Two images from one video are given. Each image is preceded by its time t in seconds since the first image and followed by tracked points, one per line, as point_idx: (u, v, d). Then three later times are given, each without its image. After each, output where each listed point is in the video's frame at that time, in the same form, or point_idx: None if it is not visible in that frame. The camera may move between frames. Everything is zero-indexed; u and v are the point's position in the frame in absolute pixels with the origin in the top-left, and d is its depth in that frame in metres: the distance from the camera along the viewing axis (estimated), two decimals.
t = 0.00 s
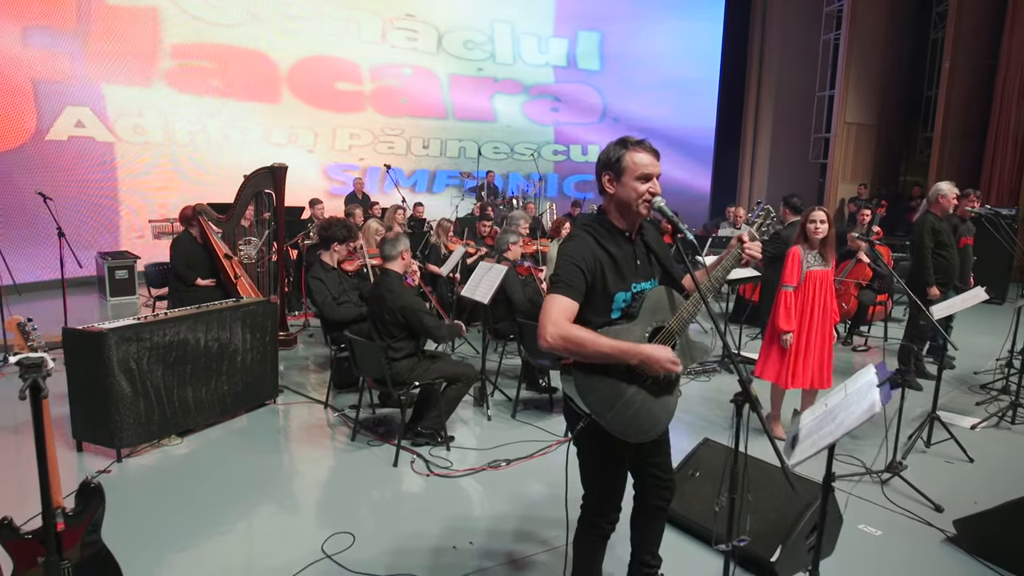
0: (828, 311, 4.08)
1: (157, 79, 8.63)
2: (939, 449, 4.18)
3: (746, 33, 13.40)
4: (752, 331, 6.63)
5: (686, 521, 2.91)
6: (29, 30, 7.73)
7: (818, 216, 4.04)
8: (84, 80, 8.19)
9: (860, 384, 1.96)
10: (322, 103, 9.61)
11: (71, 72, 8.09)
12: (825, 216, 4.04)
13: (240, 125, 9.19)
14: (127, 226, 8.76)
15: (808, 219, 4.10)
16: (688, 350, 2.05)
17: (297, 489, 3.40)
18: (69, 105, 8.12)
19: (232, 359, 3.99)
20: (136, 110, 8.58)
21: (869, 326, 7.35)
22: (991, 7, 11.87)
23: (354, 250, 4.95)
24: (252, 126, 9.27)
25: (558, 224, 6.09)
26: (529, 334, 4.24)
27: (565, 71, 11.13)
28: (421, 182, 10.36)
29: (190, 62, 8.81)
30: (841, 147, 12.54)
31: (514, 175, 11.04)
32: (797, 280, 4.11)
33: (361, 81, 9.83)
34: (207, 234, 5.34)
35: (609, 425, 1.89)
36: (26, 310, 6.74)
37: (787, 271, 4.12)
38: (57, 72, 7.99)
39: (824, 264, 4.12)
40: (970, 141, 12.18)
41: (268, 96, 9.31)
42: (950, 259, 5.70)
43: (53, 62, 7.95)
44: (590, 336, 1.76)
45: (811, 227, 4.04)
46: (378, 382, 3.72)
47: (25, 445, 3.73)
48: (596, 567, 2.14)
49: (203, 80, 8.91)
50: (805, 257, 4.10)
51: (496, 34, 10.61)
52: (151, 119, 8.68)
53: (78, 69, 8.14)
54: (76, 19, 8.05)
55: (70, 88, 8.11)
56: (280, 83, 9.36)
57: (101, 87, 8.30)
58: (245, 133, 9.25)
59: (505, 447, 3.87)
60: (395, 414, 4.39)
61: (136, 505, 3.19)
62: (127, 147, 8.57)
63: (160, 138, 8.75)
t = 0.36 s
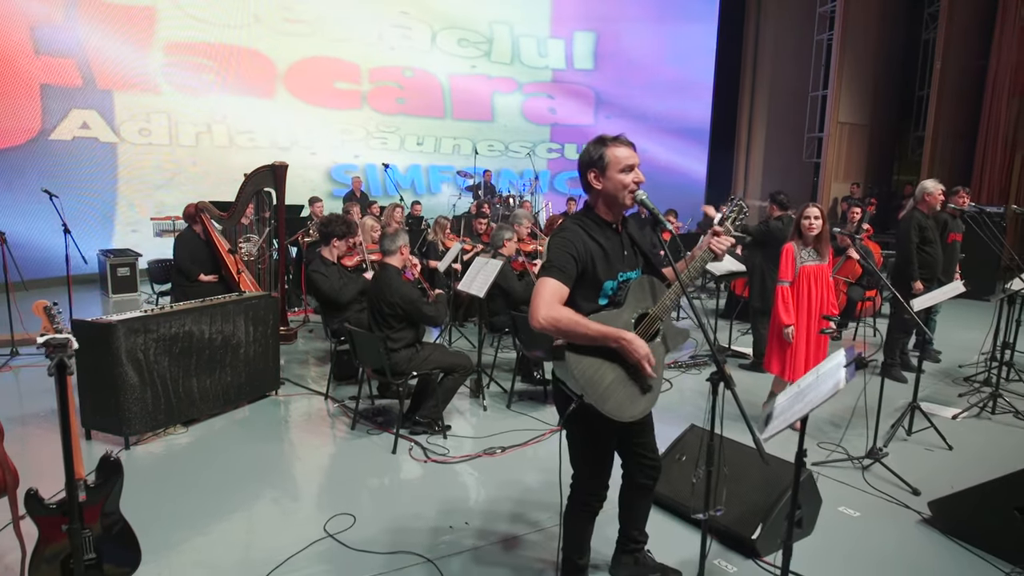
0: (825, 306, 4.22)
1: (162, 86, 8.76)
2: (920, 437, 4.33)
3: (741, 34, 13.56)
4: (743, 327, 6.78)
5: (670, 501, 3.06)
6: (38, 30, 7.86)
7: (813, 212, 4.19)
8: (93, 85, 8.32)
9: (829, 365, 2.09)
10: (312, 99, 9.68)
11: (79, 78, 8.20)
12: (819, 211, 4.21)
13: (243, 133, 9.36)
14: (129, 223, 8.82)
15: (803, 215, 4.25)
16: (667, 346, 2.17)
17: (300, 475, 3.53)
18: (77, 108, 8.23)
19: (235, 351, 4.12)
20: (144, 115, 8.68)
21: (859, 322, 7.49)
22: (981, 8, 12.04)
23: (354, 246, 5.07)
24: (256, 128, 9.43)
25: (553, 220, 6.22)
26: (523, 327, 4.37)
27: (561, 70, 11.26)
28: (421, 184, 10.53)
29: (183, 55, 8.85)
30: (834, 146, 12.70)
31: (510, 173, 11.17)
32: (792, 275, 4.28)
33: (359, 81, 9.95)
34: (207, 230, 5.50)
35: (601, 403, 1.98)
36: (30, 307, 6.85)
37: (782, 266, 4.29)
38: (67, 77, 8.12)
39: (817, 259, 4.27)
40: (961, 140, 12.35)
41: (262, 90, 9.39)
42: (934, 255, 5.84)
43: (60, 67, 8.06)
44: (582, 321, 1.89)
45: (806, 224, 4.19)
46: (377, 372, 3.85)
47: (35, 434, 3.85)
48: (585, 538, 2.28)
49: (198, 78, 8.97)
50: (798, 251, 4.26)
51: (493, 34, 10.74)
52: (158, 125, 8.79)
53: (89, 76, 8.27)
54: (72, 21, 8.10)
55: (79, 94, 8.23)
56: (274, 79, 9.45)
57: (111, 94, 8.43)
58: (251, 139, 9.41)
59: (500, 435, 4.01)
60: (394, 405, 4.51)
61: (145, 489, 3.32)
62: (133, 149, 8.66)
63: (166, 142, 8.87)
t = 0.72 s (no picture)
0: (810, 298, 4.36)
1: (169, 89, 8.91)
2: (900, 425, 4.49)
3: (735, 35, 13.70)
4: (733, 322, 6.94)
5: (655, 483, 3.21)
6: (45, 37, 8.07)
7: (801, 207, 4.30)
8: (97, 87, 8.47)
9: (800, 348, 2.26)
10: (307, 95, 9.76)
11: (83, 79, 8.38)
12: (807, 208, 4.31)
13: (245, 133, 9.46)
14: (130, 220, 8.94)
15: (792, 212, 4.36)
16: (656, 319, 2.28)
17: (302, 462, 3.67)
18: (78, 106, 8.39)
19: (238, 343, 4.25)
20: (144, 112, 8.80)
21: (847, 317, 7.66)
22: (970, 10, 12.22)
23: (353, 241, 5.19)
24: (258, 128, 9.53)
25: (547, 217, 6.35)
26: (517, 320, 4.51)
27: (557, 70, 11.40)
28: (422, 186, 10.71)
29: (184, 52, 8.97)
30: (826, 146, 12.87)
31: (505, 172, 11.31)
32: (780, 270, 4.37)
33: (357, 80, 10.07)
34: (210, 226, 5.58)
35: (594, 383, 2.12)
36: (33, 303, 6.97)
37: (770, 262, 4.39)
38: (73, 79, 8.31)
39: (805, 253, 4.39)
40: (951, 140, 12.53)
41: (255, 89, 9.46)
42: (918, 250, 6.00)
43: (64, 68, 8.24)
44: (567, 307, 2.02)
45: (794, 222, 4.31)
46: (376, 363, 4.00)
47: (44, 423, 3.98)
48: (574, 511, 2.42)
49: (200, 79, 9.09)
50: (787, 247, 4.37)
51: (489, 35, 10.88)
52: (159, 124, 8.92)
53: (93, 78, 8.43)
54: (81, 24, 8.28)
55: (82, 94, 8.41)
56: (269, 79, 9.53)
57: (114, 94, 8.56)
58: (253, 139, 9.52)
59: (495, 424, 4.16)
60: (391, 395, 4.65)
61: (152, 475, 3.45)
62: (132, 146, 8.78)
63: (165, 141, 8.98)
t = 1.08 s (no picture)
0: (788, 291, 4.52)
1: (165, 88, 9.01)
2: (879, 414, 4.66)
3: (726, 34, 13.86)
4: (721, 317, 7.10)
5: (639, 466, 3.35)
6: (43, 35, 8.11)
7: (780, 204, 4.49)
8: (88, 82, 8.50)
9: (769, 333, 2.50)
10: (305, 98, 9.92)
11: (74, 73, 8.41)
12: (786, 204, 4.53)
13: (237, 130, 9.55)
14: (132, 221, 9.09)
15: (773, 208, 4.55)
16: (637, 305, 2.41)
17: (301, 449, 3.80)
18: (64, 98, 8.37)
19: (238, 336, 4.37)
20: (131, 106, 8.83)
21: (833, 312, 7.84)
22: (958, 11, 12.41)
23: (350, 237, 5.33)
24: (252, 125, 9.63)
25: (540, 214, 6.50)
26: (509, 313, 4.65)
27: (549, 70, 11.53)
28: (417, 183, 10.86)
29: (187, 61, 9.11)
30: (815, 145, 13.05)
31: (498, 171, 11.46)
32: (762, 265, 4.51)
33: (352, 80, 10.20)
34: (208, 223, 5.67)
35: (579, 359, 2.25)
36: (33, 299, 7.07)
37: (753, 257, 4.53)
38: (64, 73, 8.33)
39: (784, 249, 4.58)
40: (938, 139, 12.72)
41: (262, 96, 9.65)
42: (900, 247, 6.17)
43: (55, 63, 8.24)
44: (552, 289, 2.16)
45: (775, 217, 4.49)
46: (373, 354, 4.14)
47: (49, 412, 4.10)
48: (561, 489, 2.57)
49: (203, 82, 9.24)
50: (769, 243, 4.52)
51: (483, 35, 11.01)
52: (146, 117, 8.95)
53: (83, 72, 8.46)
54: (84, 27, 8.39)
55: (73, 88, 8.42)
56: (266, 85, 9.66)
57: (103, 88, 8.59)
58: (245, 136, 9.62)
59: (488, 413, 4.31)
60: (388, 387, 4.78)
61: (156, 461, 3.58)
62: (119, 139, 8.82)
63: (151, 133, 9.02)
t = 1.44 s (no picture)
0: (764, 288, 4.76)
1: (151, 81, 9.01)
2: (859, 403, 4.83)
3: (715, 34, 14.03)
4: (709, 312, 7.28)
5: (625, 452, 3.50)
6: (28, 30, 8.13)
7: (763, 202, 4.65)
8: (82, 80, 8.59)
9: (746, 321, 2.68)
10: (300, 98, 10.03)
11: (68, 73, 8.50)
12: (767, 202, 4.70)
13: (227, 125, 9.58)
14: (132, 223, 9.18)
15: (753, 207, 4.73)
16: (618, 297, 2.54)
17: (301, 438, 3.94)
18: (74, 107, 8.58)
19: (238, 330, 4.49)
20: (134, 110, 8.97)
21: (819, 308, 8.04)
22: (943, 12, 12.60)
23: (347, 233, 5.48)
24: (237, 120, 9.64)
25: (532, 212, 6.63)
26: (502, 307, 4.79)
27: (541, 70, 11.66)
28: (405, 179, 10.94)
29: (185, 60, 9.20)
30: (803, 143, 13.25)
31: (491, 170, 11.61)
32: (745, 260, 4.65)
33: (345, 79, 10.31)
34: (207, 221, 5.77)
35: (555, 351, 2.40)
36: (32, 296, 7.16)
37: (736, 253, 4.66)
38: (58, 73, 8.42)
39: (763, 246, 4.80)
40: (924, 138, 12.92)
41: (257, 93, 9.73)
42: (880, 243, 6.34)
43: (50, 62, 8.34)
44: (529, 283, 2.30)
45: (756, 215, 4.66)
46: (369, 347, 4.27)
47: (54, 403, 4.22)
48: (549, 469, 2.71)
49: (194, 79, 9.29)
50: (751, 239, 4.66)
51: (475, 35, 11.13)
52: (150, 121, 9.10)
53: (77, 71, 8.55)
54: (74, 24, 8.44)
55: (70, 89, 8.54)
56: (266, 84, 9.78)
57: (98, 87, 8.69)
58: (236, 132, 9.67)
59: (481, 404, 4.45)
60: (383, 379, 4.92)
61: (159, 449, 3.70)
62: (135, 151, 9.04)
63: (161, 141, 9.20)
